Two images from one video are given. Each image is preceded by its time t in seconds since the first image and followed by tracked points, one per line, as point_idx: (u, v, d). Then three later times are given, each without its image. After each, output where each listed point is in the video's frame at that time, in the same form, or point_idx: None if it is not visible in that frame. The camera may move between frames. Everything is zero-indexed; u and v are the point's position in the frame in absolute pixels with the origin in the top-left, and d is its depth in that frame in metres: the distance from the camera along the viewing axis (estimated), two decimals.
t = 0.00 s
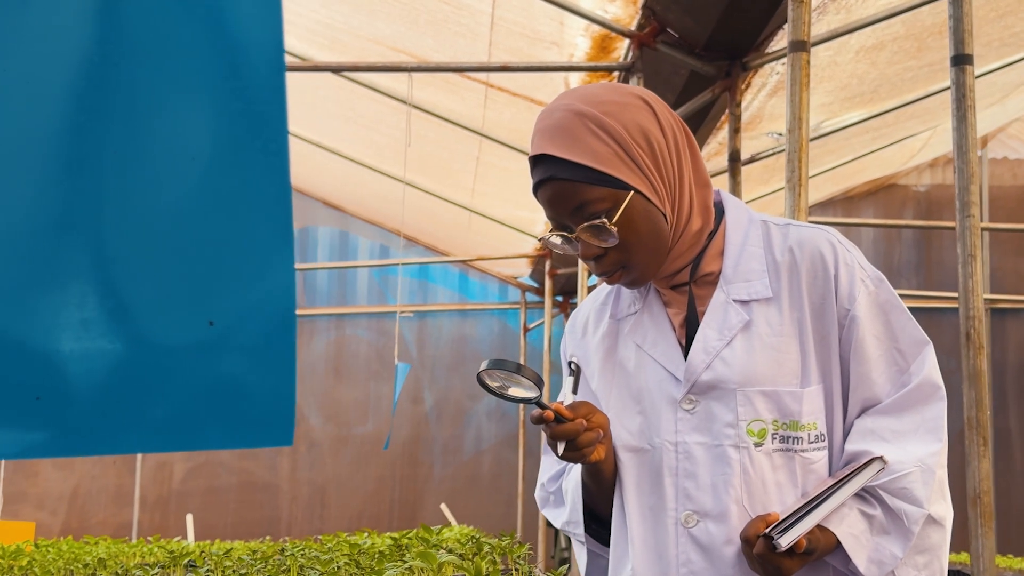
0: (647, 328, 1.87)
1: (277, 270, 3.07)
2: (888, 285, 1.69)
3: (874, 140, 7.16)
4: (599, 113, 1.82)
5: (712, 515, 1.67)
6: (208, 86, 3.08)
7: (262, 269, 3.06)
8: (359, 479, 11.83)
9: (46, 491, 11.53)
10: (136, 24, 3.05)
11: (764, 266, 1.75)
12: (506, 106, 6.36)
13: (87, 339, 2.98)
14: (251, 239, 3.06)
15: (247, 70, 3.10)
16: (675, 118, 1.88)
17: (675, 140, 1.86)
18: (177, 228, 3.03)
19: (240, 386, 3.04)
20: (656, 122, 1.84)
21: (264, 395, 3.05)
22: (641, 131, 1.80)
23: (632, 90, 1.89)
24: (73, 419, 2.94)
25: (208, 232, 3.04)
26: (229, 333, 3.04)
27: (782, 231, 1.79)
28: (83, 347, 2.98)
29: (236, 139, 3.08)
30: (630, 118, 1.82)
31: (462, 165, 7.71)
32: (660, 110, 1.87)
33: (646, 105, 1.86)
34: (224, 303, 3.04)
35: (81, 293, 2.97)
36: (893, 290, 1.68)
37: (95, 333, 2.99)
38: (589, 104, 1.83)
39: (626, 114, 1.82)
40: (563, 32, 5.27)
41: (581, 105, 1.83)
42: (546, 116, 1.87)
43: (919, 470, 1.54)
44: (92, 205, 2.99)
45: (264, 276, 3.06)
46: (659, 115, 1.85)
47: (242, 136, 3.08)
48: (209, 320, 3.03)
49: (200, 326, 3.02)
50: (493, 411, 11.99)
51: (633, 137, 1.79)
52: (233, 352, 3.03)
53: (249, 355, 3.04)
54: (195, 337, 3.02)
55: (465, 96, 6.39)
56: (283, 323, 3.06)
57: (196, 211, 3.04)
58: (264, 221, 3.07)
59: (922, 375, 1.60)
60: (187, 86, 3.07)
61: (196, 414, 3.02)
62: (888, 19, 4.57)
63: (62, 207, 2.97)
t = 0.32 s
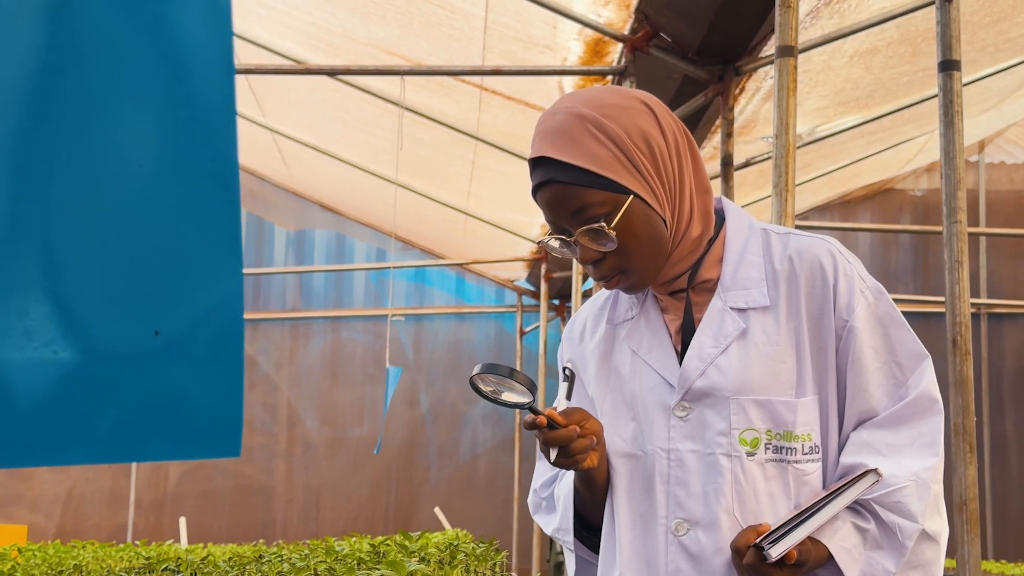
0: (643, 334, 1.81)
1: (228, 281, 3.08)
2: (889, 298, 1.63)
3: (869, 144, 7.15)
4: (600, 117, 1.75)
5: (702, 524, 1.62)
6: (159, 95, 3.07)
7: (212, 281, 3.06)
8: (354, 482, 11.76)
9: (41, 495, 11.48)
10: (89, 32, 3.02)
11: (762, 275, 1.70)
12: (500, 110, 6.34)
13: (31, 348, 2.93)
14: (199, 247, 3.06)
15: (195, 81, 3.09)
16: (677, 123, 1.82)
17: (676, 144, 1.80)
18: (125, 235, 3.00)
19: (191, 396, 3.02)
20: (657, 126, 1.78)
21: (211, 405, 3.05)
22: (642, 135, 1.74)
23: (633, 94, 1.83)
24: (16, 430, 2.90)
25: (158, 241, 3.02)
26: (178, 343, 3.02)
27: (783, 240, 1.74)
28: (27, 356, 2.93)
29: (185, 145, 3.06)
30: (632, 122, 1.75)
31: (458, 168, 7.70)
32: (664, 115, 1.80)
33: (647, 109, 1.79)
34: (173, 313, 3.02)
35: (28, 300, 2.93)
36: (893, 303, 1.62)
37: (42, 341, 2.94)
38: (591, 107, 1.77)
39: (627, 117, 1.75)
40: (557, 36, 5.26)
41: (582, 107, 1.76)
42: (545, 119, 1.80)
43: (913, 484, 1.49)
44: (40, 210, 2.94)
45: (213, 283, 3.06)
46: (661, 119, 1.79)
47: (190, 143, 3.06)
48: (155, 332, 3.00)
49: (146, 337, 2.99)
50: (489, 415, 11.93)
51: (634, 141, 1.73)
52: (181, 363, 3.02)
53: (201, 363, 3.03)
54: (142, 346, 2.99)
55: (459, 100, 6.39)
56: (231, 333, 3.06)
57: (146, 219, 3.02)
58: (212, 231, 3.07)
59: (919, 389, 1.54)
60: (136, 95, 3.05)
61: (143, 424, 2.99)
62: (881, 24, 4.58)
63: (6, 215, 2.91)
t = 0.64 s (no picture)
0: (639, 337, 1.75)
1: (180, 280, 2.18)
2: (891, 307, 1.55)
3: (862, 152, 7.15)
4: (597, 114, 1.68)
5: (688, 532, 1.55)
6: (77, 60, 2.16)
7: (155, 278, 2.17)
8: (345, 486, 11.71)
9: (32, 499, 11.47)
10: None
11: (760, 280, 1.62)
12: (491, 115, 6.33)
13: None
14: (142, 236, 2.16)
15: (131, 51, 2.19)
16: (679, 121, 1.74)
17: (677, 144, 1.72)
18: (49, 222, 2.11)
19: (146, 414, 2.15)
20: (657, 123, 1.70)
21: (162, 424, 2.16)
22: (640, 133, 1.66)
23: (636, 91, 1.74)
24: None
25: (100, 221, 2.14)
26: (120, 352, 2.14)
27: (784, 244, 1.66)
28: None
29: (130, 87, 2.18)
30: (632, 120, 1.67)
31: (450, 174, 7.69)
32: (665, 114, 1.72)
33: (647, 107, 1.71)
34: (119, 311, 2.15)
35: None
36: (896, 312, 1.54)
37: None
38: (590, 104, 1.69)
39: (626, 115, 1.68)
40: (547, 42, 5.28)
41: (578, 104, 1.69)
42: (543, 115, 1.73)
43: (910, 498, 1.40)
44: None
45: (157, 282, 2.17)
46: (661, 116, 1.71)
47: (126, 120, 2.17)
48: (93, 334, 2.13)
49: (82, 338, 2.12)
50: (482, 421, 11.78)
51: (632, 140, 1.66)
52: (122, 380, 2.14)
53: (153, 372, 2.16)
54: (79, 352, 2.12)
55: (451, 106, 6.39)
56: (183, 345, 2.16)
57: (93, 180, 2.15)
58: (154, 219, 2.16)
59: (917, 403, 1.46)
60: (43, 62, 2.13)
61: (83, 441, 2.12)
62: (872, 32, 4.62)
63: None
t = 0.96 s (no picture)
0: (626, 342, 1.75)
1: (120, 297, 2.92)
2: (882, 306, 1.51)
3: (855, 162, 7.14)
4: (577, 110, 1.68)
5: (672, 542, 1.54)
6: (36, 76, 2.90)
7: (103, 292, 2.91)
8: (336, 494, 11.65)
9: (22, 502, 11.44)
10: None
11: (746, 281, 1.60)
12: (483, 122, 6.33)
13: None
14: (94, 250, 2.92)
15: (80, 74, 2.94)
16: (662, 118, 1.74)
17: (662, 142, 1.72)
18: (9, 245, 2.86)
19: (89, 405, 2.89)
20: (639, 119, 1.70)
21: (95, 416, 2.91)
22: (620, 131, 1.66)
23: (620, 88, 1.75)
24: None
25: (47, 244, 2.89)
26: (60, 349, 2.88)
27: (773, 243, 1.64)
28: None
29: (75, 142, 2.91)
30: (612, 118, 1.68)
31: (442, 180, 7.68)
32: (649, 110, 1.72)
33: (630, 103, 1.71)
34: (56, 323, 2.88)
35: None
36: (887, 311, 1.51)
37: None
38: (571, 101, 1.70)
39: (606, 112, 1.68)
40: (538, 49, 5.32)
41: (558, 102, 1.70)
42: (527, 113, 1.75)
43: (899, 505, 1.35)
44: None
45: (106, 284, 2.93)
46: (643, 112, 1.71)
47: (78, 135, 2.92)
48: (35, 339, 2.87)
49: (28, 341, 2.86)
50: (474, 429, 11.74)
51: (612, 138, 1.66)
52: (77, 365, 2.89)
53: (89, 377, 2.90)
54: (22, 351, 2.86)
55: (443, 112, 6.38)
56: (123, 342, 2.91)
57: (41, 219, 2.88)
58: (102, 234, 2.92)
59: (909, 405, 1.42)
60: (30, 100, 2.89)
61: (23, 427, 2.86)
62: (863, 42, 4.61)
63: None
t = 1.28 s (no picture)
0: (607, 350, 1.74)
1: (57, 304, 2.40)
2: (865, 311, 1.47)
3: (851, 174, 7.12)
4: (549, 115, 1.70)
5: (647, 557, 1.52)
6: None
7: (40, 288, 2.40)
8: (329, 502, 11.53)
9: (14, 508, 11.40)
10: None
11: (725, 287, 1.59)
12: (477, 131, 6.33)
13: None
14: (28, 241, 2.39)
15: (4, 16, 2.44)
16: (640, 121, 1.74)
17: (639, 144, 1.73)
18: None
19: (23, 423, 2.34)
20: (613, 121, 1.71)
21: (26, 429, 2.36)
22: (592, 134, 1.68)
23: (597, 91, 1.76)
24: None
25: None
26: None
27: (754, 247, 1.62)
28: None
29: None
30: (584, 121, 1.69)
31: (436, 189, 7.66)
32: (624, 113, 1.73)
33: (605, 106, 1.72)
34: None
35: None
36: (869, 317, 1.47)
37: None
38: (544, 106, 1.73)
39: (578, 116, 1.70)
40: (532, 57, 5.34)
41: (531, 106, 1.73)
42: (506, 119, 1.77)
43: (877, 521, 1.32)
44: None
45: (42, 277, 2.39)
46: (617, 114, 1.72)
47: None
48: None
49: None
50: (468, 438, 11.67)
51: (584, 142, 1.67)
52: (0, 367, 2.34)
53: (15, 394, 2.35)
54: None
55: (437, 120, 6.37)
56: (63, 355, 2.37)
57: None
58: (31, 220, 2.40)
59: (891, 415, 1.39)
60: None
61: None
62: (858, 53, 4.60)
63: None
